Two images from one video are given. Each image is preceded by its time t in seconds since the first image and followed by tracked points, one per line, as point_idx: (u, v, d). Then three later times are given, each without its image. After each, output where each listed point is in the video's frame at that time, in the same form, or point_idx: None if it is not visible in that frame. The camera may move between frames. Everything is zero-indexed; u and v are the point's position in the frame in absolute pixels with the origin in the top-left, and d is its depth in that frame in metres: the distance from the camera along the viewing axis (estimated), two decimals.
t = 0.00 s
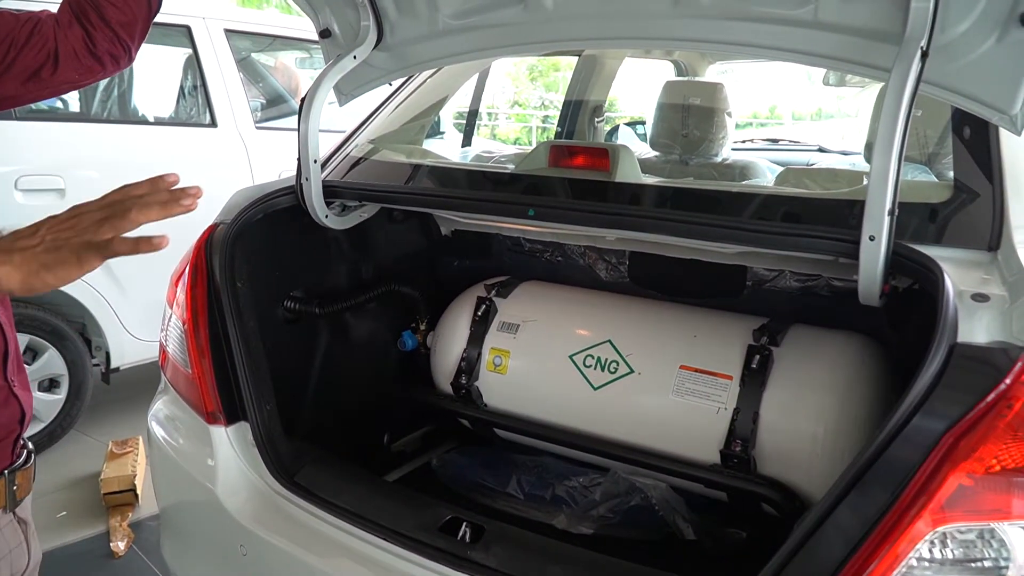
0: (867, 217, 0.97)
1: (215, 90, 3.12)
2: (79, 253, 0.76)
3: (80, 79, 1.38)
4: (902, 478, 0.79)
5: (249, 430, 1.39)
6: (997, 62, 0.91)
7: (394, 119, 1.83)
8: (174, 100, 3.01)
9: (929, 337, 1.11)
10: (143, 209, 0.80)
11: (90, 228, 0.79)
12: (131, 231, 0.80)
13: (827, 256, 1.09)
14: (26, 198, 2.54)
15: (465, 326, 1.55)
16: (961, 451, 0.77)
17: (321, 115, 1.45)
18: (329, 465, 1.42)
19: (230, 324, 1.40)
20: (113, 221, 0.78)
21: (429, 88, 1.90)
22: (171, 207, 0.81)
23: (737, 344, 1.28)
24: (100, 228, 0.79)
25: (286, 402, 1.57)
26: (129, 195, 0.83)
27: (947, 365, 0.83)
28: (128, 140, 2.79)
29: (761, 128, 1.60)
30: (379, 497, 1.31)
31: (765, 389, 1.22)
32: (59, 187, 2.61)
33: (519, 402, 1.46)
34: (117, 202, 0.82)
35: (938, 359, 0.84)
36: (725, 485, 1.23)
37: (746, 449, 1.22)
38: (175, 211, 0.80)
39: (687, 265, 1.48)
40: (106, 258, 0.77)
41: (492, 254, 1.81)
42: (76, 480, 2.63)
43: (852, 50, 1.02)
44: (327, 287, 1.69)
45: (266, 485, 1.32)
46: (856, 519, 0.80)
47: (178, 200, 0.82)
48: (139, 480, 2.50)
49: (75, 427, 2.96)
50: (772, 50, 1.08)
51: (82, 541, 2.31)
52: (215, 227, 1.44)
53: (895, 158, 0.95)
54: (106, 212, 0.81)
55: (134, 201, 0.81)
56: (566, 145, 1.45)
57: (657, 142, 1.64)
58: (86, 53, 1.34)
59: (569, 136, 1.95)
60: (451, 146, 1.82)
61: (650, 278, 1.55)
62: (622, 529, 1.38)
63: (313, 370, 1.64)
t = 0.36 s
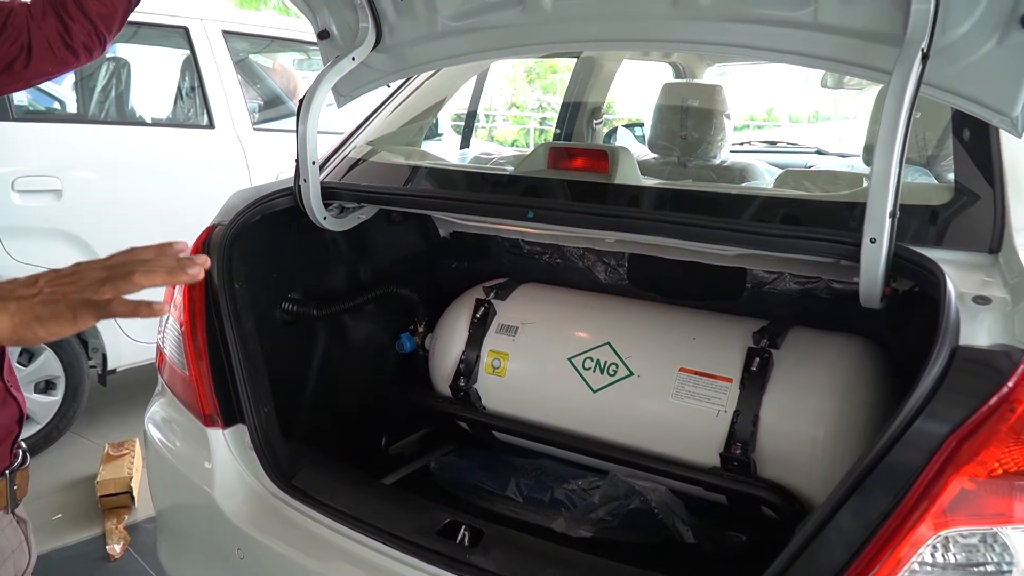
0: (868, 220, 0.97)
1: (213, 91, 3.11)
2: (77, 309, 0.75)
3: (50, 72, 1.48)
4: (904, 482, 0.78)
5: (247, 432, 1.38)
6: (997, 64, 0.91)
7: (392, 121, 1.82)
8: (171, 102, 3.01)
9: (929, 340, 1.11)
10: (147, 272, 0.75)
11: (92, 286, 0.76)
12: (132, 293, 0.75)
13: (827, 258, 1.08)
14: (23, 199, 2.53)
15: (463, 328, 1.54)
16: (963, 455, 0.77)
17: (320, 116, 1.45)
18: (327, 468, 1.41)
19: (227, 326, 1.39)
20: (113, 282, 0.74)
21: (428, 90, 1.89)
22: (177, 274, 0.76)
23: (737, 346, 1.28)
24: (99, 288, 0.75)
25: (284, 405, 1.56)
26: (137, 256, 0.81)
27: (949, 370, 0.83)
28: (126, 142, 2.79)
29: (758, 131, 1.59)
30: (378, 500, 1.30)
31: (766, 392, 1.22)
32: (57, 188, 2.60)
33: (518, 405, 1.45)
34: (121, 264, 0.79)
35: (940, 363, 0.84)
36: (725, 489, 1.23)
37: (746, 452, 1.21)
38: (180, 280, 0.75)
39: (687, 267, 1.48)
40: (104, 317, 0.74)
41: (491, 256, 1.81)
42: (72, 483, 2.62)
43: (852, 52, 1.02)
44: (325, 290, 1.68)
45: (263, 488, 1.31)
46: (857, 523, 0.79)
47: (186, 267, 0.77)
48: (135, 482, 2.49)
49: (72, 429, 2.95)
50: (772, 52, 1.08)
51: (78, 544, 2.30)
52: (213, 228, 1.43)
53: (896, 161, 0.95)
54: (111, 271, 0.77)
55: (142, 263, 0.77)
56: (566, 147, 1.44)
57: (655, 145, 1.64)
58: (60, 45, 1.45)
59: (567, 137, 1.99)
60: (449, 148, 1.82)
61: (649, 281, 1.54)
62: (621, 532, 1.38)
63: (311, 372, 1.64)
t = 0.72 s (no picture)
0: (869, 222, 0.96)
1: (210, 93, 3.10)
2: (126, 330, 0.76)
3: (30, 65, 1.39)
4: (907, 486, 0.78)
5: (243, 435, 1.36)
6: (997, 65, 0.90)
7: (389, 122, 1.81)
8: (168, 104, 2.99)
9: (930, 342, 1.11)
10: (188, 304, 0.82)
11: (139, 314, 0.81)
12: (173, 322, 0.81)
13: (828, 261, 1.08)
14: (19, 202, 2.52)
15: (461, 331, 1.54)
16: (965, 459, 0.76)
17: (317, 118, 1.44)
18: (324, 472, 1.40)
19: (224, 329, 1.38)
20: (159, 310, 0.80)
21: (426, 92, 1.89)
22: (217, 306, 0.83)
23: (736, 349, 1.27)
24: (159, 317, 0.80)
25: (281, 408, 1.55)
26: (173, 294, 0.86)
27: (950, 373, 0.82)
28: (122, 144, 2.77)
29: (756, 133, 1.57)
30: (375, 504, 1.29)
31: (765, 395, 1.21)
32: (53, 191, 2.59)
33: (516, 408, 1.45)
34: (162, 299, 0.85)
35: (941, 367, 0.83)
36: (725, 492, 1.22)
37: (746, 456, 1.20)
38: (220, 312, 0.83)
39: (686, 269, 1.47)
40: (150, 342, 0.76)
41: (489, 258, 1.80)
42: (68, 486, 2.61)
43: (851, 53, 1.01)
44: (322, 292, 1.67)
45: (260, 492, 1.30)
46: (859, 527, 0.78)
47: (223, 301, 0.85)
48: (131, 486, 2.48)
49: (68, 432, 2.93)
50: (771, 53, 1.07)
51: (74, 548, 2.29)
52: (210, 230, 1.42)
53: (897, 162, 0.94)
54: (153, 304, 0.83)
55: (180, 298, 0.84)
56: (564, 149, 1.44)
57: (653, 146, 1.66)
58: (46, 35, 1.37)
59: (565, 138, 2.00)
60: (447, 150, 1.81)
61: (648, 283, 1.54)
62: (619, 535, 1.37)
63: (308, 375, 1.62)
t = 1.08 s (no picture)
0: (869, 223, 0.96)
1: (208, 95, 3.09)
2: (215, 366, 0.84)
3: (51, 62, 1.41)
4: (907, 491, 0.77)
5: (240, 438, 1.36)
6: (998, 66, 0.90)
7: (386, 125, 1.80)
8: (166, 106, 2.98)
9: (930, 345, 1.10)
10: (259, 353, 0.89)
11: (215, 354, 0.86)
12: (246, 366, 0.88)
13: (827, 263, 1.07)
14: (17, 204, 2.51)
15: (459, 333, 1.53)
16: (966, 462, 0.76)
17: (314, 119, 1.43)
18: (321, 475, 1.39)
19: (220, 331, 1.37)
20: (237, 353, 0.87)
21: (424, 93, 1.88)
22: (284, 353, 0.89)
23: (735, 351, 1.27)
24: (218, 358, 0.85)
25: (277, 411, 1.54)
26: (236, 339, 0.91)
27: (951, 377, 0.82)
28: (120, 145, 2.76)
29: (755, 135, 1.59)
30: (371, 507, 1.28)
31: (764, 398, 1.21)
32: (51, 193, 2.58)
33: (514, 410, 1.44)
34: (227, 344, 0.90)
35: (942, 370, 0.83)
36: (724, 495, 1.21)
37: (745, 458, 1.20)
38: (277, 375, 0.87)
39: (684, 271, 1.47)
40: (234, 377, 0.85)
41: (487, 260, 1.79)
42: (65, 489, 2.59)
43: (849, 53, 1.01)
44: (320, 294, 1.67)
45: (256, 495, 1.29)
46: (860, 531, 0.78)
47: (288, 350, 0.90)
48: (129, 488, 2.46)
49: (65, 434, 2.92)
50: (769, 54, 1.07)
51: (70, 551, 2.28)
52: (207, 232, 1.41)
53: (896, 164, 0.93)
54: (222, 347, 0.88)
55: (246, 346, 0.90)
56: (561, 149, 1.42)
57: (650, 148, 1.66)
58: (69, 33, 1.41)
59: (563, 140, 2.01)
60: (444, 151, 1.81)
61: (647, 285, 1.53)
62: (619, 539, 1.36)
63: (305, 377, 1.62)
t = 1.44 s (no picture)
0: (866, 223, 0.95)
1: (206, 96, 3.08)
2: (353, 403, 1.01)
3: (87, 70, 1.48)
4: (904, 492, 0.76)
5: (234, 438, 1.35)
6: (996, 65, 0.89)
7: (383, 123, 1.82)
8: (165, 107, 2.97)
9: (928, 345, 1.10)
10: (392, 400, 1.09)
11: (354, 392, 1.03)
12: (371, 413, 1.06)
13: (824, 263, 1.06)
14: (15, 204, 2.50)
15: (455, 333, 1.52)
16: (962, 463, 0.75)
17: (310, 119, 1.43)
18: (316, 475, 1.39)
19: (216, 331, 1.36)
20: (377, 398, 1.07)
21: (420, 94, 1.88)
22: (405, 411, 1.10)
23: (732, 352, 1.26)
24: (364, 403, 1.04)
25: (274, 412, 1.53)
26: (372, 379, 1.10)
27: (948, 377, 0.81)
28: (119, 146, 2.76)
29: (755, 135, 1.57)
30: (366, 508, 1.27)
31: (761, 399, 1.20)
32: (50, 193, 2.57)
33: (510, 411, 1.43)
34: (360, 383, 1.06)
35: (939, 371, 0.82)
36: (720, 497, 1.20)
37: (741, 460, 1.19)
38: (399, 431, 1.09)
39: (682, 271, 1.46)
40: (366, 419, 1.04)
41: (484, 261, 1.78)
42: (63, 489, 2.58)
43: (845, 52, 1.00)
44: (316, 294, 1.66)
45: (250, 496, 1.29)
46: (857, 532, 0.77)
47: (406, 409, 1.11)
48: (127, 489, 2.45)
49: (63, 435, 2.91)
50: (767, 53, 1.06)
51: (68, 551, 2.27)
52: (203, 231, 1.40)
53: (893, 163, 0.93)
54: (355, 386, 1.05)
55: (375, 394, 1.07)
56: (558, 149, 1.42)
57: (649, 148, 1.65)
58: (106, 48, 1.46)
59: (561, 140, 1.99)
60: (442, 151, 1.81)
61: (644, 286, 1.52)
62: (615, 540, 1.35)
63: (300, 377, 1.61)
